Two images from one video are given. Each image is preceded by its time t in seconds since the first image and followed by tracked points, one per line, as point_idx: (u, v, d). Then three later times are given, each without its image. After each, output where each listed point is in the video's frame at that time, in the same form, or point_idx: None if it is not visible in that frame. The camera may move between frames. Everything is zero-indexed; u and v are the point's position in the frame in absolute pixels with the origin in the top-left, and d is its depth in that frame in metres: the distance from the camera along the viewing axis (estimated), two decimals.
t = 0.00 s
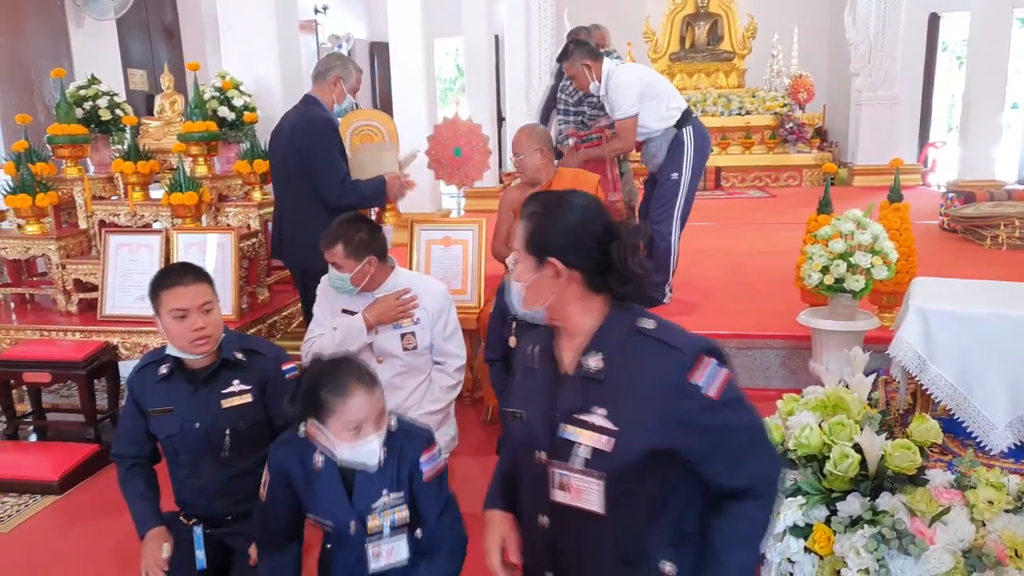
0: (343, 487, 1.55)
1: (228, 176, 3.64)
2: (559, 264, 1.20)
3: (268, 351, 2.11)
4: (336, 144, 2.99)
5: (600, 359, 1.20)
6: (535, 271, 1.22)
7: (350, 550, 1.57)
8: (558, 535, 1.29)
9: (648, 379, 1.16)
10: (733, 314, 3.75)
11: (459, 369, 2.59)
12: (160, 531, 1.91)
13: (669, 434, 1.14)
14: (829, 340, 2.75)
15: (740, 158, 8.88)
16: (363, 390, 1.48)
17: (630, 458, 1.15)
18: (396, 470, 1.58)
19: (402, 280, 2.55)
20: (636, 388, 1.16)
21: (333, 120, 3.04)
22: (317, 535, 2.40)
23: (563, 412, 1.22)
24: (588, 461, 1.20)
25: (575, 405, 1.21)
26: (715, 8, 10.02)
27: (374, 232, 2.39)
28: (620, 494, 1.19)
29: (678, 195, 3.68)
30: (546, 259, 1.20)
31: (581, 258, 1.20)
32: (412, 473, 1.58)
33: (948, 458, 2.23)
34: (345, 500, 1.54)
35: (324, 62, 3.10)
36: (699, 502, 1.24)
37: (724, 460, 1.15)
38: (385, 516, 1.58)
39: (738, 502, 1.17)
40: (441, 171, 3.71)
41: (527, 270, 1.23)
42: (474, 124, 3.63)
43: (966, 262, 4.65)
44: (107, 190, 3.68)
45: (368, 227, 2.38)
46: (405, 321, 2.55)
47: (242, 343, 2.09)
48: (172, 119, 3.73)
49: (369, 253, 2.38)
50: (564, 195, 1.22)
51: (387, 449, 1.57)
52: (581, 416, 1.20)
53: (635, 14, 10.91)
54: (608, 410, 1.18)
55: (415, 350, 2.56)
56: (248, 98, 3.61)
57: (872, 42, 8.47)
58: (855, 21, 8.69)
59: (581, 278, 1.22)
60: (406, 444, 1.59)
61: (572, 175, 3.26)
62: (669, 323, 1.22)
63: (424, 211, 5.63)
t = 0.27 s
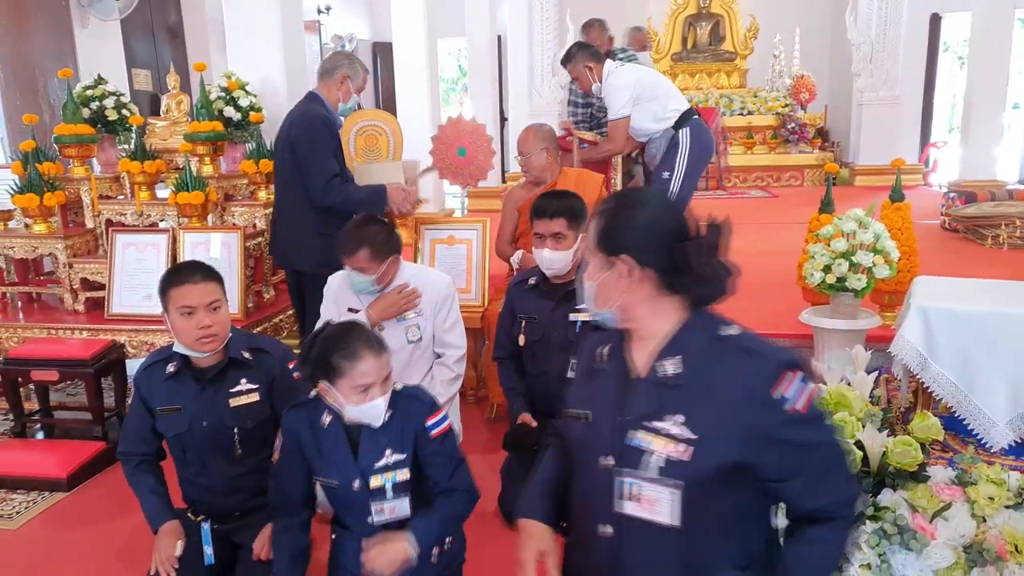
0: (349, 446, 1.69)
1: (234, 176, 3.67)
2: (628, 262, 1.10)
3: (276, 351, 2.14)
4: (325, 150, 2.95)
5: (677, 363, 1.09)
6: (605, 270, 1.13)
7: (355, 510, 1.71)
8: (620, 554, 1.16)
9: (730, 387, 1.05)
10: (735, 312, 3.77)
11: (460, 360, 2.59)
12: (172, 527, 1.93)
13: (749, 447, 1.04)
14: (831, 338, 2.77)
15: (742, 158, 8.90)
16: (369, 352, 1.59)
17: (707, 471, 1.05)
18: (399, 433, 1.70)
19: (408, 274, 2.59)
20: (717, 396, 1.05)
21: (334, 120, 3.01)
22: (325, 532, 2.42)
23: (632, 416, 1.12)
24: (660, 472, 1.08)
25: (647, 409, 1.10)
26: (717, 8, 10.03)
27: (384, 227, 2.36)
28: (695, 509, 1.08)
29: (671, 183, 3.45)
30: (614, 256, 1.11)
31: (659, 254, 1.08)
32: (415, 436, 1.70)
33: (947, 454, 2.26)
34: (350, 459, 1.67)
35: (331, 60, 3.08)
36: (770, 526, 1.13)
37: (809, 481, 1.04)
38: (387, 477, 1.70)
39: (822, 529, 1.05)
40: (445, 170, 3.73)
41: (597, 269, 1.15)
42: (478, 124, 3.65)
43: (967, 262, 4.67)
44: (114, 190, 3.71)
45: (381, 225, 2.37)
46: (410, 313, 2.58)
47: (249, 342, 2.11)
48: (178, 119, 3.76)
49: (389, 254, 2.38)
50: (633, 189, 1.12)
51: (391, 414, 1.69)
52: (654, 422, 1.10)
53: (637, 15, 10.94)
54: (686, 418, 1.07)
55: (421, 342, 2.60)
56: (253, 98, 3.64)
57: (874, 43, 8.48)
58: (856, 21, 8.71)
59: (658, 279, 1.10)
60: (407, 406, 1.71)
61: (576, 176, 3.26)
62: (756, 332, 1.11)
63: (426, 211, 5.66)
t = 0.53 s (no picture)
0: (362, 430, 1.81)
1: (237, 175, 3.69)
2: (660, 262, 1.19)
3: (287, 349, 2.16)
4: (326, 145, 2.94)
5: (709, 371, 1.17)
6: (633, 269, 1.23)
7: (367, 493, 1.81)
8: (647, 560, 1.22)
9: (763, 396, 1.12)
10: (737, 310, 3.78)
11: (460, 352, 2.62)
12: (181, 528, 1.95)
13: (780, 453, 1.12)
14: (832, 335, 2.78)
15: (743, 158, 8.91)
16: (388, 352, 1.69)
17: (741, 478, 1.13)
18: (414, 417, 1.84)
19: (415, 266, 2.61)
20: (751, 405, 1.13)
21: (339, 118, 3.00)
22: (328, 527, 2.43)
23: (663, 424, 1.18)
24: (695, 480, 1.16)
25: (680, 418, 1.17)
26: (718, 8, 10.06)
27: (406, 217, 2.41)
28: (726, 517, 1.15)
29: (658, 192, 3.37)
30: (647, 256, 1.20)
31: (693, 257, 1.18)
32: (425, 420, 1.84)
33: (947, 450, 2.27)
34: (365, 443, 1.79)
35: (355, 68, 3.07)
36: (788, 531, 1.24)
37: (827, 492, 1.13)
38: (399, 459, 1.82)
39: (840, 540, 1.14)
40: (448, 169, 3.74)
41: (626, 267, 1.24)
42: (480, 124, 3.67)
43: (968, 261, 4.68)
44: (117, 188, 3.72)
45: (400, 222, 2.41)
46: (414, 306, 2.60)
47: (259, 341, 2.14)
48: (182, 117, 3.78)
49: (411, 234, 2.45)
50: (683, 190, 1.20)
51: (405, 400, 1.82)
52: (686, 430, 1.17)
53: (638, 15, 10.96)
54: (718, 426, 1.14)
55: (423, 334, 2.62)
56: (256, 98, 3.66)
57: (875, 43, 8.49)
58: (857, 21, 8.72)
59: (695, 280, 1.19)
60: (419, 397, 1.85)
61: (578, 174, 3.29)
62: (783, 339, 1.20)
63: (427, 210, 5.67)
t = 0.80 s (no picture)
0: (370, 419, 1.88)
1: (237, 175, 3.70)
2: (616, 265, 1.10)
3: (310, 354, 2.15)
4: (329, 144, 2.95)
5: (668, 373, 1.11)
6: (588, 273, 1.12)
7: (372, 479, 1.88)
8: None
9: (727, 392, 1.08)
10: (737, 310, 3.78)
11: (456, 350, 2.62)
12: (185, 529, 1.94)
13: (746, 446, 1.09)
14: (832, 334, 2.78)
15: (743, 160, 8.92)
16: (390, 351, 1.75)
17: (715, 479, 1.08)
18: (421, 406, 1.93)
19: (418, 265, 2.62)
20: (716, 403, 1.08)
21: (346, 118, 3.01)
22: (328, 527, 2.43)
23: (629, 434, 1.12)
24: (670, 488, 1.10)
25: (645, 425, 1.11)
26: (718, 10, 10.01)
27: (406, 214, 2.43)
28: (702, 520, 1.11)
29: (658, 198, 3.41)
30: (603, 260, 1.10)
31: (651, 260, 1.10)
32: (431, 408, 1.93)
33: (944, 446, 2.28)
34: (372, 430, 1.87)
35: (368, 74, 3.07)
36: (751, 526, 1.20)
37: (796, 483, 1.10)
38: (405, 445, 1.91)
39: (815, 528, 1.11)
40: (448, 169, 3.75)
41: (579, 272, 1.13)
42: (480, 124, 3.67)
43: (968, 261, 4.69)
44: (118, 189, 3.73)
45: (403, 215, 2.43)
46: (416, 304, 2.61)
47: (285, 344, 2.13)
48: (183, 118, 3.80)
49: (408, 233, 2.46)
50: (631, 193, 1.12)
51: (412, 389, 1.92)
52: (651, 438, 1.11)
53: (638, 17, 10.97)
54: (686, 429, 1.09)
55: (425, 332, 2.62)
56: (257, 98, 3.68)
57: (874, 45, 8.50)
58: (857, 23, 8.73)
59: (651, 288, 1.11)
60: (426, 388, 1.94)
61: (578, 174, 3.30)
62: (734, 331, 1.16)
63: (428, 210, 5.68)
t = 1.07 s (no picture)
0: (377, 416, 1.92)
1: (241, 180, 3.73)
2: (592, 262, 1.26)
3: (333, 362, 2.20)
4: (333, 154, 2.97)
5: (611, 372, 1.18)
6: (565, 272, 1.24)
7: (378, 473, 1.90)
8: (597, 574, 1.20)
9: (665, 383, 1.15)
10: (735, 312, 3.82)
11: (461, 354, 2.65)
12: (201, 523, 2.01)
13: (691, 430, 1.14)
14: (828, 337, 2.82)
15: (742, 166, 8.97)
16: (391, 332, 1.83)
17: (667, 469, 1.14)
18: (427, 405, 1.97)
19: (424, 270, 2.67)
20: (658, 396, 1.15)
21: (350, 126, 3.04)
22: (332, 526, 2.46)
23: (581, 435, 1.18)
24: (626, 483, 1.15)
25: (595, 425, 1.17)
26: (716, 18, 9.85)
27: (421, 218, 2.46)
28: (660, 511, 1.16)
29: (655, 205, 3.52)
30: (580, 259, 1.25)
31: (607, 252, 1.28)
32: (437, 410, 1.97)
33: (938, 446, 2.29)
34: (378, 425, 1.90)
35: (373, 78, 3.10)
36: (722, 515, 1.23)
37: (747, 460, 1.13)
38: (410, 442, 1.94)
39: (774, 503, 1.13)
40: (449, 173, 3.79)
41: (555, 275, 1.24)
42: (481, 130, 3.71)
43: (964, 265, 4.72)
44: (122, 193, 3.76)
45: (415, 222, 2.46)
46: (422, 307, 2.65)
47: (310, 350, 2.17)
48: (186, 124, 3.86)
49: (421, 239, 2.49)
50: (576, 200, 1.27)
51: (419, 387, 1.96)
52: (602, 436, 1.17)
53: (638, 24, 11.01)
54: (633, 423, 1.15)
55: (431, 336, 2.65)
56: (260, 104, 3.71)
57: (872, 52, 8.54)
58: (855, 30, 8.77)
59: (606, 279, 1.29)
60: (436, 388, 1.98)
61: (578, 179, 3.36)
62: (672, 325, 1.23)
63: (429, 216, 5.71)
